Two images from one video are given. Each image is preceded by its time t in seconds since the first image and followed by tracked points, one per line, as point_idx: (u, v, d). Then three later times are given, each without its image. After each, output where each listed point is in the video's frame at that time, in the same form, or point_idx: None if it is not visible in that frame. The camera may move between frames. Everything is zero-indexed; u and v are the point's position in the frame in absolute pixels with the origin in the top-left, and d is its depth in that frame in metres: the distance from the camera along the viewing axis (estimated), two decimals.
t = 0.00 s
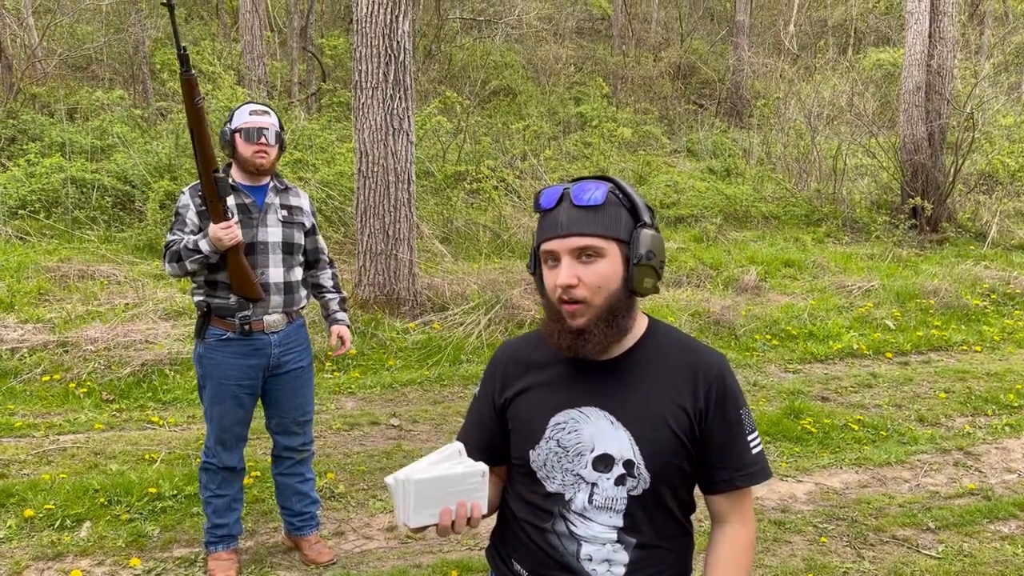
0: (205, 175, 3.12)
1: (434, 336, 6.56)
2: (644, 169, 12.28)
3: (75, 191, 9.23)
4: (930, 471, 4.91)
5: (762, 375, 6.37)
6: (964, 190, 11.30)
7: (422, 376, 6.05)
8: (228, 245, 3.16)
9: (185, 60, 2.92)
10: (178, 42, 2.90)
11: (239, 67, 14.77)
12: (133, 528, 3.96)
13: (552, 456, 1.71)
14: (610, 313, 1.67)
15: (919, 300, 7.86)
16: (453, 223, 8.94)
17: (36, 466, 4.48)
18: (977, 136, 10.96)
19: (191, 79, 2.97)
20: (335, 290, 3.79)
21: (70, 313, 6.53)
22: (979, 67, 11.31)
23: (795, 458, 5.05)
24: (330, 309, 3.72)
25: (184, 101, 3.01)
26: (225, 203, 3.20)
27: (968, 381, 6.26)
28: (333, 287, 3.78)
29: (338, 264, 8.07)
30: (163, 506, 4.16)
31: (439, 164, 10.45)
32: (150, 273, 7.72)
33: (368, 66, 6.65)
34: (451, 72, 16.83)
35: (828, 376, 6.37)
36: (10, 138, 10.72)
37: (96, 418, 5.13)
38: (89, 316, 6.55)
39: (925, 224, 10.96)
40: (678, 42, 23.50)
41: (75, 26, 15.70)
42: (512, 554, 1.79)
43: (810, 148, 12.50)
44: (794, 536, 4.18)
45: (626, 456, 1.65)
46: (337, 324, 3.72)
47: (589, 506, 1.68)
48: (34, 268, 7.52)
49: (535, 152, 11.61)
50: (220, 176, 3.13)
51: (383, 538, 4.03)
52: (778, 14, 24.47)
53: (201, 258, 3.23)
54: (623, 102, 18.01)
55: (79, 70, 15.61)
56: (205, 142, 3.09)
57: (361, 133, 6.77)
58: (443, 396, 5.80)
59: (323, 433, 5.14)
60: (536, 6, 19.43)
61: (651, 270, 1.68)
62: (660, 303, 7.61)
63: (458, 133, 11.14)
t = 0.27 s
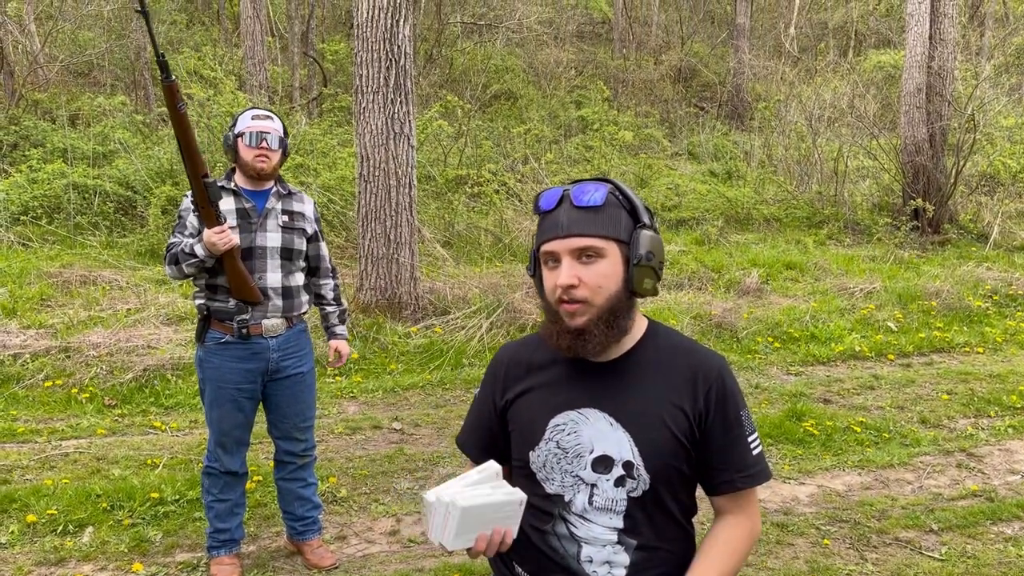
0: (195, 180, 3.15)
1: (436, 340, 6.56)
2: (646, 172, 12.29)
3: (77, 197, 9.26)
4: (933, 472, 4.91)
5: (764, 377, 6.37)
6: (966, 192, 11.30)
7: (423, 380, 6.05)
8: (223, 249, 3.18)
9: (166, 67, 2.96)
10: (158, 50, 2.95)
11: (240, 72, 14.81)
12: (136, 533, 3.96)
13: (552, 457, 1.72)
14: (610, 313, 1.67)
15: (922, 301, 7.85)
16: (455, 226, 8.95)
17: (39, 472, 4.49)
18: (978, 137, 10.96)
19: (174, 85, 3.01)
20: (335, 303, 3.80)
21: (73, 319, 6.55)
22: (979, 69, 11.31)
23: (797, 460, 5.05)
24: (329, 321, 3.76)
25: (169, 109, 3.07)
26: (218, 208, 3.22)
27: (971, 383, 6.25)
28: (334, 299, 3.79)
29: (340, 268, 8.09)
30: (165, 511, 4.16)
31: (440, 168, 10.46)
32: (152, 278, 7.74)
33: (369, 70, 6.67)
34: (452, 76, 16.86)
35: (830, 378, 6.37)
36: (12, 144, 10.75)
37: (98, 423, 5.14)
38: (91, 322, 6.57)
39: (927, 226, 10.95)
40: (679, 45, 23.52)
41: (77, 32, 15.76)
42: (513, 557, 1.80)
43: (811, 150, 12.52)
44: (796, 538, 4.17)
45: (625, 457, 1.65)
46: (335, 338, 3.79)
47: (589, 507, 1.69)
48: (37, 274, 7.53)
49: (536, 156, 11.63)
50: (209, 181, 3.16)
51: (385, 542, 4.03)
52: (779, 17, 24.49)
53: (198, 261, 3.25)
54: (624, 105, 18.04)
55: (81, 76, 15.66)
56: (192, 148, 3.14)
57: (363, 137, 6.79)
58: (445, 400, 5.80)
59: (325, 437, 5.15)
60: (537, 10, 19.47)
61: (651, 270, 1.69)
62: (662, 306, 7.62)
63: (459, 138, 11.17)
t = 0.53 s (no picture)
0: (187, 180, 3.17)
1: (437, 341, 6.57)
2: (647, 173, 12.29)
3: (78, 200, 9.27)
4: (935, 471, 4.91)
5: (765, 377, 6.37)
6: (967, 191, 11.30)
7: (425, 381, 6.06)
8: (219, 250, 3.18)
9: (154, 65, 3.00)
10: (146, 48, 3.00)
11: (241, 75, 14.83)
12: (138, 536, 3.97)
13: (552, 455, 1.73)
14: (615, 325, 1.67)
15: (923, 300, 7.85)
16: (455, 228, 8.96)
17: (41, 475, 4.50)
18: (979, 136, 10.95)
19: (162, 84, 3.04)
20: (335, 306, 3.81)
21: (75, 322, 6.56)
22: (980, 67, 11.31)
23: (798, 460, 5.05)
24: (329, 324, 3.76)
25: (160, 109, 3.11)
26: (213, 208, 3.23)
27: (972, 382, 6.25)
28: (335, 302, 3.80)
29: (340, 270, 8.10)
30: (167, 513, 4.17)
31: (441, 169, 10.48)
32: (153, 281, 7.75)
33: (369, 72, 6.68)
34: (452, 77, 16.88)
35: (831, 377, 6.37)
36: (13, 148, 10.76)
37: (100, 426, 5.15)
38: (93, 325, 6.58)
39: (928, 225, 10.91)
40: (679, 45, 23.52)
41: (77, 36, 15.79)
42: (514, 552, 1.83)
43: (812, 150, 12.55)
44: (798, 538, 4.17)
45: (622, 456, 1.66)
46: (334, 342, 3.79)
47: (588, 505, 1.70)
48: (38, 277, 7.55)
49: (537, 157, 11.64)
50: (202, 180, 3.17)
51: (387, 543, 4.04)
52: (779, 16, 24.48)
53: (196, 262, 3.28)
54: (625, 106, 18.05)
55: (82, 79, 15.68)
56: (184, 147, 3.17)
57: (363, 139, 6.80)
58: (447, 401, 5.80)
59: (327, 439, 5.15)
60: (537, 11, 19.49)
61: (653, 280, 1.70)
62: (663, 307, 7.62)
63: (460, 139, 11.18)
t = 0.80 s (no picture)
0: (176, 174, 3.18)
1: (437, 341, 6.58)
2: (647, 171, 12.28)
3: (79, 201, 9.28)
4: (936, 468, 4.91)
5: (766, 375, 6.37)
6: (967, 187, 11.29)
7: (425, 381, 6.06)
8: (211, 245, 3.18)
9: (141, 60, 2.99)
10: (132, 44, 3.00)
11: (240, 75, 14.83)
12: (139, 536, 3.97)
13: (550, 452, 1.72)
14: (620, 328, 1.68)
15: (924, 297, 7.84)
16: (456, 227, 8.97)
17: (43, 476, 4.51)
18: (979, 133, 10.94)
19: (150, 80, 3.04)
20: (336, 302, 3.80)
21: (76, 323, 6.57)
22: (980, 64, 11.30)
23: (799, 458, 5.05)
24: (331, 321, 3.77)
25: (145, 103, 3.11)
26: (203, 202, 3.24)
27: (973, 378, 6.25)
28: (336, 298, 3.80)
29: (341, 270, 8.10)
30: (168, 514, 4.17)
31: (441, 169, 10.48)
32: (153, 282, 7.76)
33: (368, 71, 6.67)
34: (452, 77, 16.88)
35: (832, 375, 6.37)
36: (13, 149, 10.77)
37: (101, 427, 5.16)
38: (93, 326, 6.58)
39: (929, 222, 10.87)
40: (679, 43, 23.50)
41: (77, 37, 15.79)
42: (513, 551, 1.82)
43: (812, 147, 12.56)
44: (798, 536, 4.17)
45: (621, 454, 1.67)
46: (337, 335, 3.78)
47: (586, 503, 1.70)
48: (39, 278, 7.55)
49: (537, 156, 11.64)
50: (191, 174, 3.18)
51: (388, 543, 4.04)
52: (780, 14, 24.44)
53: (188, 259, 3.28)
54: (625, 104, 18.04)
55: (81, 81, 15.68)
56: (171, 141, 3.17)
57: (362, 139, 6.80)
58: (447, 401, 5.81)
59: (328, 439, 5.16)
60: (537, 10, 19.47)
61: (652, 281, 1.72)
62: (663, 305, 7.62)
63: (459, 139, 11.17)
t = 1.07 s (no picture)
0: (173, 173, 3.18)
1: (438, 338, 6.58)
2: (647, 167, 12.26)
3: (78, 201, 9.27)
4: (936, 463, 4.91)
5: (766, 371, 6.37)
6: (968, 182, 11.28)
7: (426, 378, 6.06)
8: (207, 243, 3.19)
9: (135, 60, 3.00)
10: (127, 43, 3.01)
11: (239, 73, 14.81)
12: (140, 535, 3.98)
13: (547, 450, 1.71)
14: (621, 321, 1.68)
15: (924, 292, 7.84)
16: (456, 225, 8.97)
17: (43, 475, 4.51)
18: (979, 127, 10.93)
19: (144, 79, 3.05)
20: (336, 305, 3.82)
21: (76, 322, 6.57)
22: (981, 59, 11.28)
23: (800, 453, 5.05)
24: (331, 323, 3.78)
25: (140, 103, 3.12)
26: (199, 202, 3.25)
27: (974, 373, 6.25)
28: (335, 301, 3.81)
29: (341, 268, 8.10)
30: (169, 512, 4.18)
31: (441, 166, 10.47)
32: (153, 281, 7.76)
33: (367, 69, 6.66)
34: (451, 74, 16.87)
35: (833, 370, 6.38)
36: (13, 149, 10.76)
37: (102, 426, 5.16)
38: (94, 325, 6.58)
39: (929, 217, 10.87)
40: (679, 39, 23.47)
41: (76, 36, 15.77)
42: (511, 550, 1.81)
43: (812, 143, 12.55)
44: (799, 531, 4.18)
45: (619, 450, 1.67)
46: (338, 340, 3.80)
47: (585, 498, 1.70)
48: (39, 278, 7.55)
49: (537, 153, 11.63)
50: (188, 174, 3.19)
51: (389, 540, 4.05)
52: (780, 9, 24.39)
53: (185, 258, 3.30)
54: (625, 100, 18.02)
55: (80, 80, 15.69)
56: (168, 141, 3.18)
57: (361, 136, 6.79)
58: (448, 398, 5.81)
59: (328, 436, 5.16)
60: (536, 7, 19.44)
61: (645, 272, 1.74)
62: (664, 301, 7.62)
63: (459, 136, 11.17)
